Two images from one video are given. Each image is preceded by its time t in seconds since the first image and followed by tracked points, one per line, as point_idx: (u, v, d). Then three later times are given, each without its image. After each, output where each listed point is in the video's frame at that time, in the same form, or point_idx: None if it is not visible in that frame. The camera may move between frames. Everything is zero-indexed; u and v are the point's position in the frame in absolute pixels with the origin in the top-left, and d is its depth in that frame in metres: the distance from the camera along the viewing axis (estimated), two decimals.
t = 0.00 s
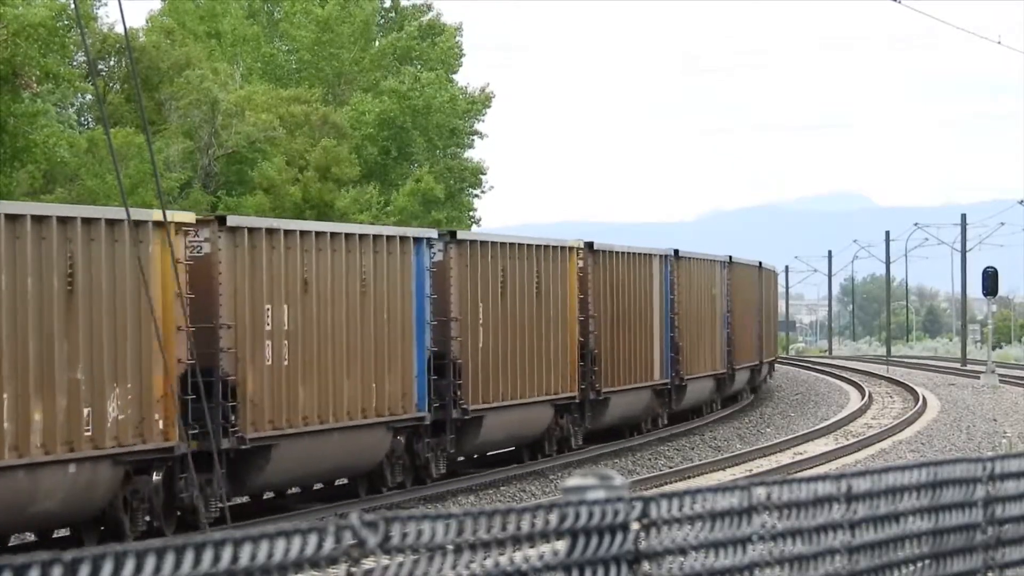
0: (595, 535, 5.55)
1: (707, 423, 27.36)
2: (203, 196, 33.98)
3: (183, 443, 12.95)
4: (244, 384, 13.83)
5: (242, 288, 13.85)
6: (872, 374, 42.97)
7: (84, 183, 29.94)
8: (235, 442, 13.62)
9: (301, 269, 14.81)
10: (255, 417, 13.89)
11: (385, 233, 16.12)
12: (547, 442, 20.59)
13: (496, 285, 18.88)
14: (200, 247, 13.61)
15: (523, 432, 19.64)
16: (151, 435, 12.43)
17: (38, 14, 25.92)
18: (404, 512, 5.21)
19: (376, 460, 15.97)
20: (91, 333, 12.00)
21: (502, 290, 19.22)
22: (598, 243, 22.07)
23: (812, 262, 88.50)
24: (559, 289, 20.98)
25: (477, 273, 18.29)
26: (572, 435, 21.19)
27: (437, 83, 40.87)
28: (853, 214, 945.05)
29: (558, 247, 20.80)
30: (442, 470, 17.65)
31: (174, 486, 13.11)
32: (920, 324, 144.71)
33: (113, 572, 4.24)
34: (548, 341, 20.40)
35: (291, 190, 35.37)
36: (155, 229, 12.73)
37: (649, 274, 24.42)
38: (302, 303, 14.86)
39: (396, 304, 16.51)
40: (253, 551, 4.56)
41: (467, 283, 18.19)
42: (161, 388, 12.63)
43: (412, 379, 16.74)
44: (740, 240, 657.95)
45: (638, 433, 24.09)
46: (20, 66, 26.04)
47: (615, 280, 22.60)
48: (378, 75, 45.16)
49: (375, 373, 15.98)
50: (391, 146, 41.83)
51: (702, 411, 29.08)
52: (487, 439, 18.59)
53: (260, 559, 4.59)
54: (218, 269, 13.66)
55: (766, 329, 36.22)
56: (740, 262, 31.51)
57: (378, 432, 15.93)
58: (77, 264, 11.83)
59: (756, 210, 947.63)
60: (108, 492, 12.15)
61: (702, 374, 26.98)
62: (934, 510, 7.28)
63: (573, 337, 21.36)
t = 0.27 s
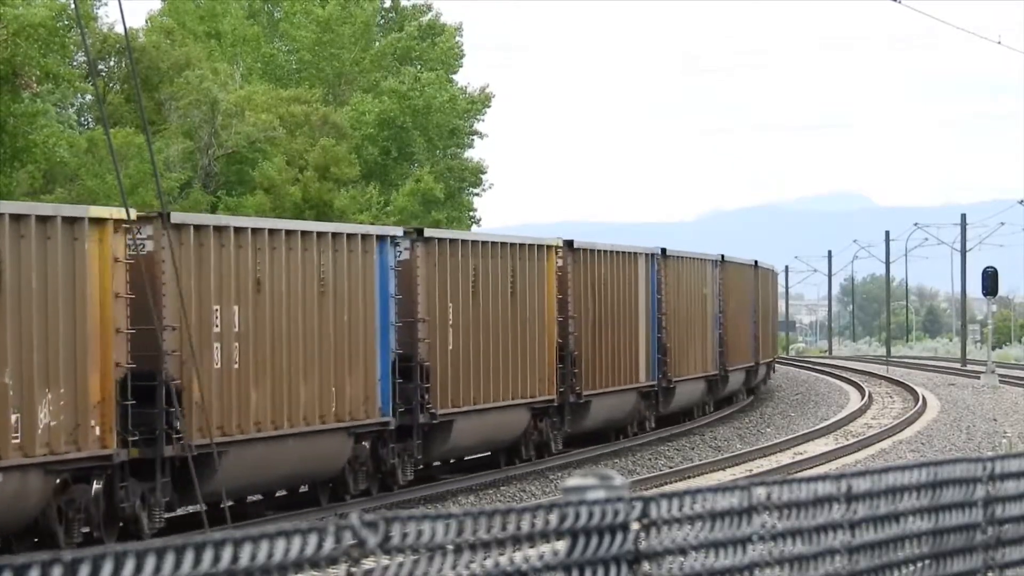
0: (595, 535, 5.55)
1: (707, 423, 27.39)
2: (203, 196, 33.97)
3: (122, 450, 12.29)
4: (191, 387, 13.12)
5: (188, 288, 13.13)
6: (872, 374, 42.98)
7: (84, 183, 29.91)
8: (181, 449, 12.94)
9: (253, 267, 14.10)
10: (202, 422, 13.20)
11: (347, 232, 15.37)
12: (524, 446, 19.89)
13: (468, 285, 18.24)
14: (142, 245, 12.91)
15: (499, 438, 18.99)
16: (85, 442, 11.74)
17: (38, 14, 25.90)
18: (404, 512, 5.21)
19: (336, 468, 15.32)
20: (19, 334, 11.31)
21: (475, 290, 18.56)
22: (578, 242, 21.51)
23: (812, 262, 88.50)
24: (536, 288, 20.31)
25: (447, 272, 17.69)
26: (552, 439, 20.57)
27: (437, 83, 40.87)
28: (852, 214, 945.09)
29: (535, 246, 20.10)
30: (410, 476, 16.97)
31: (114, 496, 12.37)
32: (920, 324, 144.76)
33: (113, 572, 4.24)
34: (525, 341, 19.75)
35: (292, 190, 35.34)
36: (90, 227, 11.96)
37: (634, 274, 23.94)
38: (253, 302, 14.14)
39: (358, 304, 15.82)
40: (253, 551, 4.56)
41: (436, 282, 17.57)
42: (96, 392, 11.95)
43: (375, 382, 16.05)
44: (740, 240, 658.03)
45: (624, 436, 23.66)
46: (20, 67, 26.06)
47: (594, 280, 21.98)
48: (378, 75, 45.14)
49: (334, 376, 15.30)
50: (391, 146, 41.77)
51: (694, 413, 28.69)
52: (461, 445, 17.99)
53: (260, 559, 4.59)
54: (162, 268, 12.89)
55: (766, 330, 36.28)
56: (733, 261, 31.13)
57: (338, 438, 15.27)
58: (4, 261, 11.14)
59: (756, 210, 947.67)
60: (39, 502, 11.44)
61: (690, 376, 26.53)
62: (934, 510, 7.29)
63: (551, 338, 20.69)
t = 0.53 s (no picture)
0: (595, 536, 5.55)
1: (707, 423, 27.42)
2: (202, 196, 33.96)
3: (52, 459, 11.69)
4: (130, 393, 12.51)
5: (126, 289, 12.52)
6: (872, 374, 42.98)
7: (84, 182, 29.88)
8: (119, 458, 12.35)
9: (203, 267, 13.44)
10: (142, 429, 12.61)
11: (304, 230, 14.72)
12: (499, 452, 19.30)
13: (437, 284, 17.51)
14: (78, 243, 12.28)
15: (471, 442, 18.35)
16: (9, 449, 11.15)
17: (38, 14, 25.89)
18: (403, 512, 5.21)
19: (292, 476, 14.68)
20: None
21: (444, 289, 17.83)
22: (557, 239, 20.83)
23: (812, 262, 88.44)
24: (510, 288, 19.58)
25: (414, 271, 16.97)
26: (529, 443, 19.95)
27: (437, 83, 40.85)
28: (852, 215, 945.06)
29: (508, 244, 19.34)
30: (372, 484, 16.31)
31: (46, 506, 11.76)
32: (920, 324, 144.79)
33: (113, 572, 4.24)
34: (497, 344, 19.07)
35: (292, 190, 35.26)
36: (18, 224, 11.37)
37: (616, 274, 23.32)
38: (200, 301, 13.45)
39: (317, 306, 15.15)
40: (253, 551, 4.56)
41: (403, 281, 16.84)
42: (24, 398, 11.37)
43: (334, 387, 15.37)
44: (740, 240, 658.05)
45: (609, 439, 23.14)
46: (20, 66, 26.06)
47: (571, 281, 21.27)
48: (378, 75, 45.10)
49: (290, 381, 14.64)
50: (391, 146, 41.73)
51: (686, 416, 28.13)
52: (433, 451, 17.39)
53: (260, 560, 4.58)
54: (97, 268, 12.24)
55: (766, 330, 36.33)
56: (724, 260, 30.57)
57: (294, 445, 14.64)
58: None
59: (756, 210, 947.68)
60: None
61: (678, 378, 25.92)
62: (934, 510, 7.28)
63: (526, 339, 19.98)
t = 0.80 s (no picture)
0: (595, 535, 5.56)
1: (707, 423, 27.45)
2: (202, 196, 33.98)
3: None
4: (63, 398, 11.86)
5: (59, 289, 11.87)
6: (872, 374, 42.97)
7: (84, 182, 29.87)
8: (50, 466, 11.71)
9: (143, 267, 12.73)
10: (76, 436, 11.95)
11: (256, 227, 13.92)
12: (472, 458, 18.52)
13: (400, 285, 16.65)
14: (8, 241, 11.66)
15: (440, 446, 17.59)
16: None
17: (38, 14, 25.90)
18: (403, 512, 5.21)
19: (246, 484, 13.97)
20: None
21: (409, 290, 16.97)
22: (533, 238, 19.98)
23: (812, 262, 88.33)
24: (480, 288, 18.72)
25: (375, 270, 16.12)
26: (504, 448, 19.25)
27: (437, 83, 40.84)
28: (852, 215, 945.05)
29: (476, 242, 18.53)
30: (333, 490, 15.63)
31: None
32: (920, 324, 144.80)
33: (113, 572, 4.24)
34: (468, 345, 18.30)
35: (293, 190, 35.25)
36: None
37: (597, 274, 22.56)
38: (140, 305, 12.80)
39: (271, 306, 14.34)
40: (253, 551, 4.56)
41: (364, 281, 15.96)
42: None
43: (291, 390, 14.56)
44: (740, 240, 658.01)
45: (592, 442, 22.48)
46: (20, 66, 26.07)
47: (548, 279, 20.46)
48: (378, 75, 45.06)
49: (242, 383, 13.86)
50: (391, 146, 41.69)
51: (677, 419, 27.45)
52: (396, 456, 16.60)
53: (260, 560, 4.59)
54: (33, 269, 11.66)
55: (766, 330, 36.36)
56: (718, 261, 29.86)
57: (246, 451, 13.88)
58: None
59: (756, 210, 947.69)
60: None
61: (666, 380, 25.14)
62: (934, 510, 7.29)
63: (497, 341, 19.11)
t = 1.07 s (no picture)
0: (596, 535, 5.55)
1: (707, 423, 27.46)
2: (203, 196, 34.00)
3: None
4: None
5: None
6: (872, 374, 42.97)
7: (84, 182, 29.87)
8: None
9: (79, 265, 11.72)
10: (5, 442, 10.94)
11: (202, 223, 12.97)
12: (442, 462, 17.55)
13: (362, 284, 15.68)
14: None
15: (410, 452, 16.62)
16: None
17: (38, 14, 25.91)
18: (403, 512, 5.21)
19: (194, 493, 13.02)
20: None
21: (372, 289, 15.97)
22: (508, 236, 19.01)
23: (812, 262, 88.16)
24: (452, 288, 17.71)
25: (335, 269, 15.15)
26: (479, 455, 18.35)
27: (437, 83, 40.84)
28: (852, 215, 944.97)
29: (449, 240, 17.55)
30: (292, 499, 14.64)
31: None
32: (920, 324, 144.76)
33: (113, 572, 4.24)
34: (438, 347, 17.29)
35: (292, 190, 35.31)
36: None
37: (578, 273, 21.65)
38: (120, 302, 12.21)
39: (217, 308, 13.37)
40: (253, 551, 4.56)
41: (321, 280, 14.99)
42: None
43: (240, 396, 13.64)
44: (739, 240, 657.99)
45: (574, 447, 21.67)
46: (20, 66, 26.09)
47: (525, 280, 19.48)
48: (378, 75, 45.05)
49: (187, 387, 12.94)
50: (391, 146, 41.70)
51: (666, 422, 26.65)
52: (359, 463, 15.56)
53: (260, 560, 4.59)
54: (9, 261, 11.03)
55: (767, 330, 36.42)
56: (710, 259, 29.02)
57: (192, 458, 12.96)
58: None
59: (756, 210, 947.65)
60: None
61: (652, 383, 24.30)
62: (934, 510, 7.29)
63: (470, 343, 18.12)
